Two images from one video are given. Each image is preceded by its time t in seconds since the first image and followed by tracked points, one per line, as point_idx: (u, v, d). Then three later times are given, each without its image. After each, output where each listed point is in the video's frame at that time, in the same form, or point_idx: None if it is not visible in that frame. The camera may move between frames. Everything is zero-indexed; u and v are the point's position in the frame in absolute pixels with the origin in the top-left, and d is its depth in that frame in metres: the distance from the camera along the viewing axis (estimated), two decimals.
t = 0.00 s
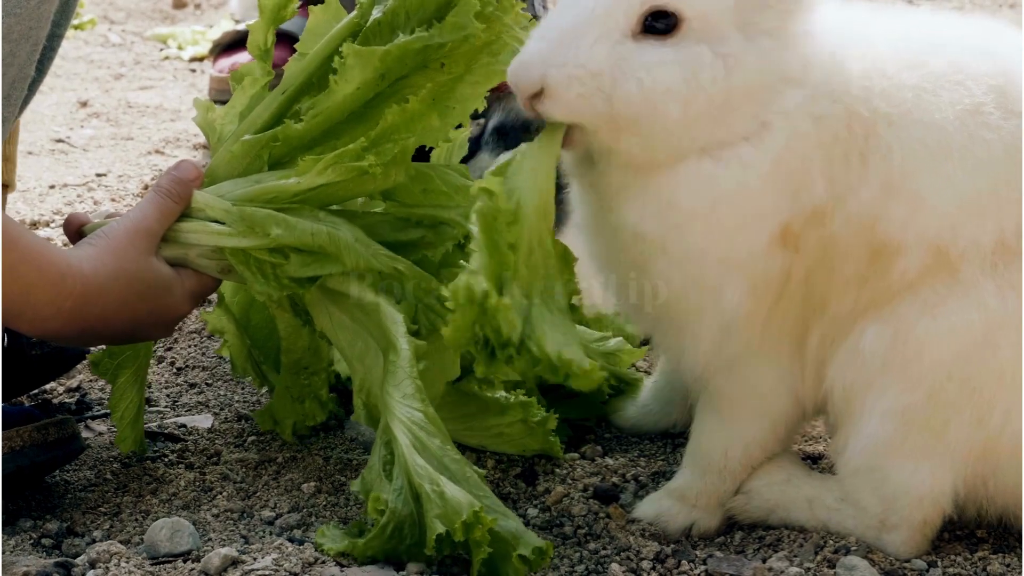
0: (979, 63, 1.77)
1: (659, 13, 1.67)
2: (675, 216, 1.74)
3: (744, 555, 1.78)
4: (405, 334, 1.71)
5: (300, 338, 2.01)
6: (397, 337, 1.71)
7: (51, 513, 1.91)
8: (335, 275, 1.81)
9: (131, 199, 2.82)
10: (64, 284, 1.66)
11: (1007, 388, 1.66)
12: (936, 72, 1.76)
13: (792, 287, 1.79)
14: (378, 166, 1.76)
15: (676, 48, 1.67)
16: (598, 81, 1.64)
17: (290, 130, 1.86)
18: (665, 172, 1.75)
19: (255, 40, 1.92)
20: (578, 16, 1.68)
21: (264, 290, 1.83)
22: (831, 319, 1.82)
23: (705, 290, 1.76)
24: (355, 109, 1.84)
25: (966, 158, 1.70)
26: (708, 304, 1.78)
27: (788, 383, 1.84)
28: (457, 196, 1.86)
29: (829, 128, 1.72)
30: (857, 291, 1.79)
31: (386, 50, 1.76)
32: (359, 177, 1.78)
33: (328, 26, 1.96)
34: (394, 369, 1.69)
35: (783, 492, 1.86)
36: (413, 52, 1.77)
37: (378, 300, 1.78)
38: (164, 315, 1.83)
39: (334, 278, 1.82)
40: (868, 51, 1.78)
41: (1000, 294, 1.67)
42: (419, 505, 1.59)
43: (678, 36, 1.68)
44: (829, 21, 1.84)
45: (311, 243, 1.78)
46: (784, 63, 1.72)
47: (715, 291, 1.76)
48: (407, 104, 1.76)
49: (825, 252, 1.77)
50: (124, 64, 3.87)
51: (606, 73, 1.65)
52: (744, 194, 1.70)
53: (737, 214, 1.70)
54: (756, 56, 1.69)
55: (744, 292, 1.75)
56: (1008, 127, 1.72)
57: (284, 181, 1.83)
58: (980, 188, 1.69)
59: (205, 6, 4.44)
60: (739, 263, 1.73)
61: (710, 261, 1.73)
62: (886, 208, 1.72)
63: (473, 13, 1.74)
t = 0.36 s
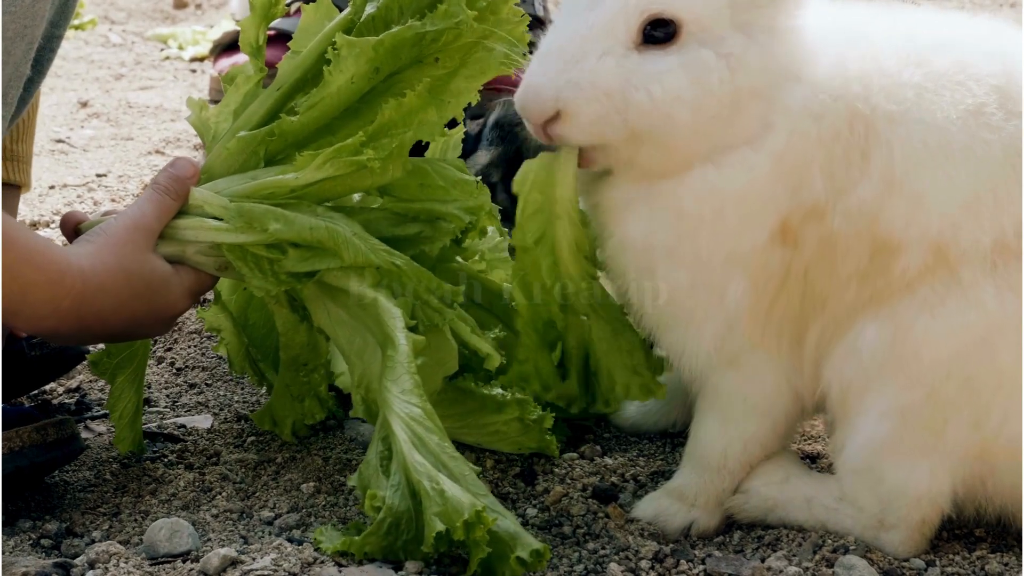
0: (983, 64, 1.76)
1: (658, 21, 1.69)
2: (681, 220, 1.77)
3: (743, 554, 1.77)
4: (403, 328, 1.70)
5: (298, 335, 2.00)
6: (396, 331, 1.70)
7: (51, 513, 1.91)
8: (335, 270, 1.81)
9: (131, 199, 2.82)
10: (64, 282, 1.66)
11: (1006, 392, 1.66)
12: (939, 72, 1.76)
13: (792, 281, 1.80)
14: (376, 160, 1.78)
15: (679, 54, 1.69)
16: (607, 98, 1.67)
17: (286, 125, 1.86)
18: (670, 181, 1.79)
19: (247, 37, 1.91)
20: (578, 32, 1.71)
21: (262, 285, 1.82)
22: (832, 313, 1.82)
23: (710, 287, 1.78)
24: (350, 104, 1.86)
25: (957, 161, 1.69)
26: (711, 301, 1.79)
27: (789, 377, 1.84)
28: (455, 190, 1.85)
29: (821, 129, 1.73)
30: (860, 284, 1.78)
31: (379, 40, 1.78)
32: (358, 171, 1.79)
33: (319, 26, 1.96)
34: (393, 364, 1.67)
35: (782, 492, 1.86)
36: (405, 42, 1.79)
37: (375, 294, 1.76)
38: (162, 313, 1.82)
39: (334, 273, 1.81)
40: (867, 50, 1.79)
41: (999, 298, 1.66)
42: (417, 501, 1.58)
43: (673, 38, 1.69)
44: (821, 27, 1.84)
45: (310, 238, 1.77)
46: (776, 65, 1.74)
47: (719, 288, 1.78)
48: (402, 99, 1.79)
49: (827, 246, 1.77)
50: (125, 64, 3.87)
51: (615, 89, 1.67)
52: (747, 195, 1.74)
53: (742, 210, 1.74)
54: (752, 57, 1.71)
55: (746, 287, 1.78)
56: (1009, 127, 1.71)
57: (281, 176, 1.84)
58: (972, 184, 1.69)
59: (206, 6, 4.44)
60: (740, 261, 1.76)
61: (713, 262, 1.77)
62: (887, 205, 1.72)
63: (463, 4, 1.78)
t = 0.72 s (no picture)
0: (982, 58, 1.76)
1: (645, 18, 1.69)
2: (678, 213, 1.77)
3: (743, 554, 1.77)
4: (401, 333, 1.69)
5: (294, 338, 1.99)
6: (395, 337, 1.70)
7: (49, 513, 1.90)
8: (332, 275, 1.81)
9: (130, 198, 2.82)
10: (58, 282, 1.66)
11: (1004, 388, 1.65)
12: (935, 66, 1.76)
13: (789, 273, 1.79)
14: (372, 166, 1.76)
15: (667, 50, 1.68)
16: (593, 98, 1.66)
17: (284, 127, 1.85)
18: (665, 175, 1.77)
19: (247, 38, 1.91)
20: (563, 30, 1.69)
21: (258, 289, 1.83)
22: (828, 308, 1.81)
23: (705, 279, 1.78)
24: (349, 108, 1.85)
25: (954, 152, 1.69)
26: (707, 293, 1.79)
27: (786, 372, 1.84)
28: (452, 197, 1.88)
29: (817, 127, 1.73)
30: (857, 280, 1.76)
31: (378, 44, 1.78)
32: (354, 177, 1.77)
33: (321, 27, 1.95)
34: (390, 369, 1.68)
35: (781, 491, 1.85)
36: (403, 46, 1.79)
37: (373, 299, 1.77)
38: (158, 315, 1.82)
39: (330, 278, 1.82)
40: (867, 46, 1.79)
41: (998, 295, 1.66)
42: (416, 507, 1.58)
43: (665, 32, 1.69)
44: (819, 21, 1.84)
45: (306, 242, 1.77)
46: (771, 61, 1.73)
47: (715, 279, 1.78)
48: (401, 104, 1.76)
49: (823, 239, 1.76)
50: (124, 63, 3.87)
51: (601, 89, 1.66)
52: (741, 187, 1.73)
53: (737, 202, 1.74)
54: (745, 47, 1.70)
55: (743, 281, 1.77)
56: (1007, 121, 1.71)
57: (277, 180, 1.83)
58: (966, 178, 1.68)
59: (205, 5, 4.43)
60: (736, 254, 1.76)
61: (709, 256, 1.76)
62: (884, 196, 1.71)
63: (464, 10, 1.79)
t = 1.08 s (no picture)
0: (980, 58, 1.76)
1: (636, 20, 1.68)
2: (674, 213, 1.76)
3: (743, 555, 1.76)
4: (400, 335, 1.69)
5: (290, 342, 1.96)
6: (394, 339, 1.70)
7: (49, 515, 1.90)
8: (329, 279, 1.81)
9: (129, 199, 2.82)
10: (55, 289, 1.67)
11: (1002, 388, 1.65)
12: (933, 66, 1.75)
13: (786, 272, 1.78)
14: (368, 171, 1.75)
15: (658, 52, 1.67)
16: (582, 100, 1.65)
17: (280, 128, 1.86)
18: (660, 176, 1.77)
19: (245, 39, 1.89)
20: (554, 33, 1.69)
21: (255, 292, 1.83)
22: (827, 309, 1.80)
23: (702, 279, 1.78)
24: (346, 109, 1.85)
25: (951, 154, 1.69)
26: (705, 294, 1.79)
27: (784, 373, 1.83)
28: (449, 201, 1.85)
29: (814, 128, 1.73)
30: (855, 280, 1.76)
31: (373, 47, 1.78)
32: (351, 182, 1.77)
33: (319, 27, 1.95)
34: (389, 372, 1.67)
35: (781, 492, 1.85)
36: (400, 48, 1.79)
37: (369, 301, 1.76)
38: (151, 316, 1.84)
39: (327, 282, 1.82)
40: (865, 47, 1.78)
41: (994, 293, 1.65)
42: (415, 508, 1.58)
43: (656, 31, 1.68)
44: (818, 23, 1.84)
45: (304, 247, 1.76)
46: (767, 63, 1.74)
47: (710, 279, 1.77)
48: (397, 108, 1.78)
49: (821, 238, 1.75)
50: (124, 63, 3.86)
51: (591, 87, 1.65)
52: (735, 184, 1.73)
53: (730, 200, 1.73)
54: (738, 47, 1.71)
55: (739, 280, 1.77)
56: (1004, 122, 1.70)
57: (274, 184, 1.82)
58: (963, 180, 1.68)
59: (206, 5, 4.43)
60: (733, 252, 1.75)
61: (706, 254, 1.76)
62: (882, 197, 1.71)
63: (459, 13, 1.79)
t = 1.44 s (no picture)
0: (974, 79, 1.76)
1: (631, 38, 1.68)
2: (671, 232, 1.75)
3: None
4: (396, 360, 1.69)
5: (285, 367, 1.97)
6: (389, 364, 1.69)
7: (45, 539, 1.89)
8: (324, 304, 1.80)
9: (127, 221, 2.82)
10: (50, 316, 1.68)
11: (1001, 411, 1.64)
12: (928, 86, 1.76)
13: (784, 293, 1.77)
14: (363, 197, 1.76)
15: (652, 71, 1.67)
16: (575, 112, 1.65)
17: (276, 155, 1.86)
18: (656, 197, 1.75)
19: (241, 63, 1.93)
20: (549, 48, 1.69)
21: (250, 318, 1.83)
22: (825, 332, 1.79)
23: (698, 300, 1.77)
24: (343, 136, 1.85)
25: (947, 174, 1.69)
26: (701, 316, 1.78)
27: (782, 396, 1.83)
28: (444, 226, 1.85)
29: (809, 148, 1.72)
30: (853, 302, 1.75)
31: (372, 75, 1.78)
32: (346, 208, 1.78)
33: (315, 53, 1.97)
34: (385, 396, 1.67)
35: (780, 515, 1.84)
36: (399, 78, 1.80)
37: (366, 326, 1.76)
38: (147, 344, 1.84)
39: (323, 307, 1.81)
40: (861, 68, 1.79)
41: (990, 316, 1.65)
42: (412, 533, 1.56)
43: (650, 50, 1.68)
44: (815, 45, 1.84)
45: (298, 272, 1.77)
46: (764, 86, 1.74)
47: (707, 301, 1.76)
48: (391, 133, 1.76)
49: (817, 260, 1.75)
50: (122, 84, 3.87)
51: (584, 101, 1.65)
52: (732, 204, 1.71)
53: (727, 217, 1.72)
54: (733, 70, 1.70)
55: (737, 301, 1.75)
56: (1000, 143, 1.70)
57: (269, 209, 1.83)
58: (958, 201, 1.68)
59: (204, 25, 4.44)
60: (729, 272, 1.74)
61: (704, 275, 1.74)
62: (878, 216, 1.70)
63: (460, 43, 1.80)
